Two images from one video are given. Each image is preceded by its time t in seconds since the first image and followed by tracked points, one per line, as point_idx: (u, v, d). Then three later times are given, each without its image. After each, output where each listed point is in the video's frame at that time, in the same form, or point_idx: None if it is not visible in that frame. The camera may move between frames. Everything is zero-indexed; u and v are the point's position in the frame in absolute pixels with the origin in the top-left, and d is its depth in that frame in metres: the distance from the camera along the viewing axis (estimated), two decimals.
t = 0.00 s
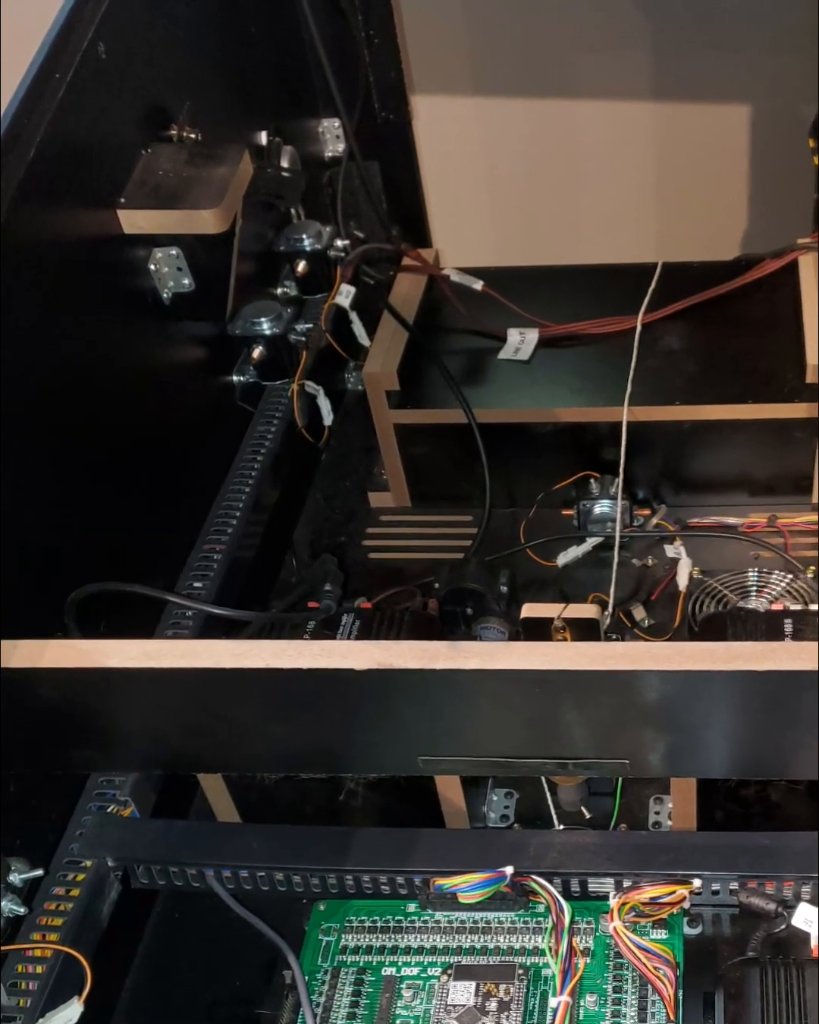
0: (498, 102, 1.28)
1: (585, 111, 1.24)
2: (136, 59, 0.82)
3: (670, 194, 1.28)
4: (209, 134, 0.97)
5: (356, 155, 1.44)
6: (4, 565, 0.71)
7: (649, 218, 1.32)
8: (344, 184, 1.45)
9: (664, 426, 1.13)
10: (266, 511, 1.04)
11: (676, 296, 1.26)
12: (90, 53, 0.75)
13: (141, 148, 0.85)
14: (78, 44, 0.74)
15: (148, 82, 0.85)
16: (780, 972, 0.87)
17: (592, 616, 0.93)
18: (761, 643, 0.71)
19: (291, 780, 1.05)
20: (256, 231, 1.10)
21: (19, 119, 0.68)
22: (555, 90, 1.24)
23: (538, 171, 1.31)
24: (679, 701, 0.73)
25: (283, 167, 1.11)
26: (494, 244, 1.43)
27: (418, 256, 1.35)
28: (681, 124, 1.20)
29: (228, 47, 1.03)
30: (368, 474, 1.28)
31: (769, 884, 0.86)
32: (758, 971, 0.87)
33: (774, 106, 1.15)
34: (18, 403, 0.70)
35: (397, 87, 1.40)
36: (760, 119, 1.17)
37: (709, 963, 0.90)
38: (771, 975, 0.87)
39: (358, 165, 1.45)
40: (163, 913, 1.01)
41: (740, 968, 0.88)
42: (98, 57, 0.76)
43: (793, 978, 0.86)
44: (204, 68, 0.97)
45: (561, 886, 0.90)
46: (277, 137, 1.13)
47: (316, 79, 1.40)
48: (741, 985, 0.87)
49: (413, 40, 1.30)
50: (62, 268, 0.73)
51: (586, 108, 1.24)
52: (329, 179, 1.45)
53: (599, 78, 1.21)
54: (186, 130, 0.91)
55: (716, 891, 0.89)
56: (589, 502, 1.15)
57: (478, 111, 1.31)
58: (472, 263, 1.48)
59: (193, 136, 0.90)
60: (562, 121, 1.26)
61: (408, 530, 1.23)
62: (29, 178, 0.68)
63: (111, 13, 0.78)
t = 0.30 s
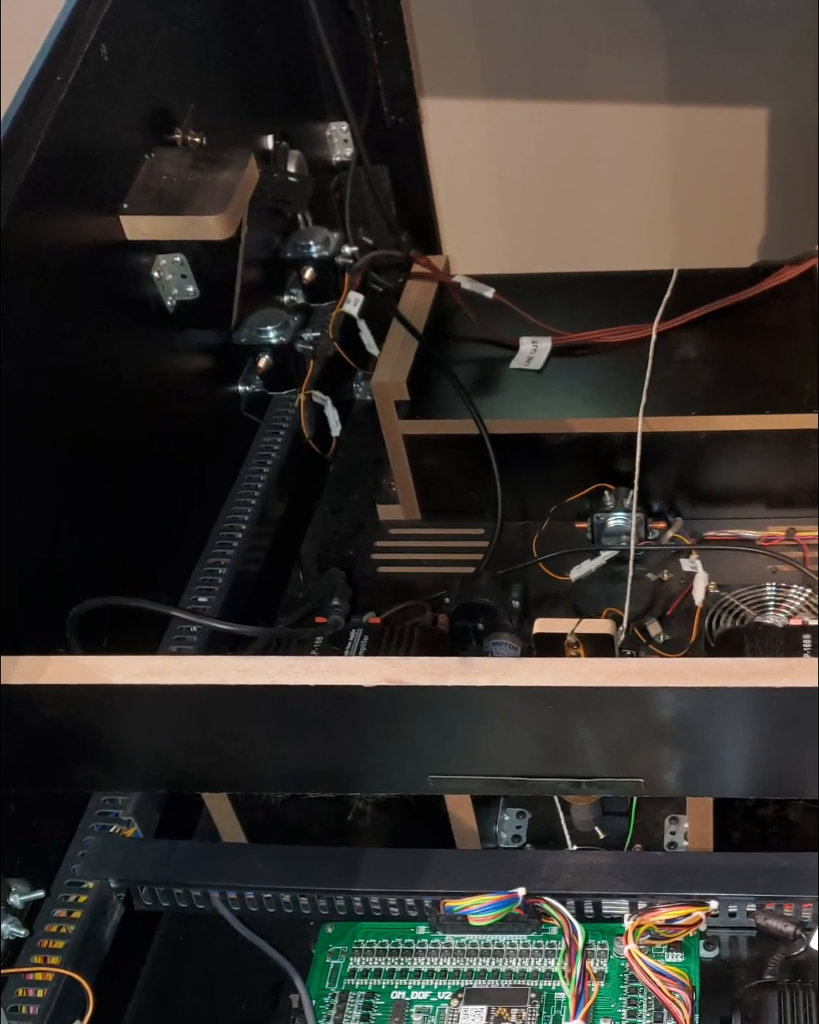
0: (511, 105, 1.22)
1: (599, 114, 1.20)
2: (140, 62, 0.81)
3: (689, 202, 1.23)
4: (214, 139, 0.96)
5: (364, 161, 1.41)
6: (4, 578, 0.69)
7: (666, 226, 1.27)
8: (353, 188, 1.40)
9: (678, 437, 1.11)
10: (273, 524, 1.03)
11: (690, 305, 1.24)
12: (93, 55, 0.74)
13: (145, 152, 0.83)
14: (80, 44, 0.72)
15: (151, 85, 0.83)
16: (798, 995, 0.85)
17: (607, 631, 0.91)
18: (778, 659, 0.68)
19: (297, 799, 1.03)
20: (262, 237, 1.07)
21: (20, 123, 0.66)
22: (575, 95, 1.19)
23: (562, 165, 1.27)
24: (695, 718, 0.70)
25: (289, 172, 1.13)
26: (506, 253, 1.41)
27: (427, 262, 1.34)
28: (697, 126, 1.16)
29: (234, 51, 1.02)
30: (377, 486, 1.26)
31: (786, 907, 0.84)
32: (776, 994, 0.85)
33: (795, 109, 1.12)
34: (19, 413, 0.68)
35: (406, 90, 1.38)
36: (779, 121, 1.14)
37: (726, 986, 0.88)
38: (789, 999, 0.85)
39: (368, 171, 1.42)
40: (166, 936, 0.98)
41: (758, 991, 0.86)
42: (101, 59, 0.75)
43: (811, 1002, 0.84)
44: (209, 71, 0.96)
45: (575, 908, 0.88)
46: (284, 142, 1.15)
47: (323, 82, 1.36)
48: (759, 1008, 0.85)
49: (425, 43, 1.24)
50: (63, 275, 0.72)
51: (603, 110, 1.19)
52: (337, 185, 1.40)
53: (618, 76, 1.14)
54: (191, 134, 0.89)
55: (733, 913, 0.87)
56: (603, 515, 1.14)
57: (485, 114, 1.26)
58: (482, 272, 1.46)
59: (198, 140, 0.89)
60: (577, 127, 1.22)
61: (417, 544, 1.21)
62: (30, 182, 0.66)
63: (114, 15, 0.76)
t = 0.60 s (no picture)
0: (526, 109, 1.34)
1: (613, 120, 1.33)
2: (143, 65, 0.80)
3: (706, 206, 1.39)
4: (219, 143, 0.95)
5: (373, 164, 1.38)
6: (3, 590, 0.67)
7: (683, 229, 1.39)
8: (361, 194, 1.38)
9: (693, 448, 1.09)
10: (279, 538, 1.01)
11: (705, 313, 1.23)
12: (95, 57, 0.72)
13: (149, 157, 0.82)
14: (82, 45, 0.71)
15: (155, 88, 0.82)
16: None
17: (622, 647, 0.89)
18: (797, 676, 0.66)
19: (305, 819, 1.01)
20: (268, 244, 1.07)
21: (21, 126, 0.65)
22: (587, 99, 1.31)
23: (571, 168, 1.39)
24: (712, 736, 0.68)
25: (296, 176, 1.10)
26: (517, 262, 1.49)
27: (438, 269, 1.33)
28: (712, 130, 1.32)
29: (240, 54, 1.01)
30: (386, 498, 1.25)
31: (804, 930, 0.81)
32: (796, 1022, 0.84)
33: (807, 108, 1.30)
34: (19, 424, 0.67)
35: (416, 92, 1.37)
36: (797, 121, 1.31)
37: (744, 1012, 0.85)
38: None
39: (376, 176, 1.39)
40: (170, 959, 0.96)
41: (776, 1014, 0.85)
42: (103, 62, 0.73)
43: None
44: (214, 74, 0.95)
45: (588, 931, 0.85)
46: (291, 145, 1.13)
47: (331, 86, 1.32)
48: None
49: (434, 49, 1.29)
50: (64, 284, 0.70)
51: (615, 115, 1.33)
52: (345, 191, 1.37)
53: (627, 84, 1.28)
54: (196, 138, 0.88)
55: (751, 935, 0.84)
56: (618, 527, 1.11)
57: (499, 119, 1.36)
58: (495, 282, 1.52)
59: (202, 144, 0.88)
60: (587, 129, 1.34)
61: (427, 557, 1.20)
62: (31, 188, 0.65)
63: (117, 17, 0.75)
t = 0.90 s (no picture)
0: (539, 112, 1.32)
1: (630, 122, 1.29)
2: (147, 67, 0.79)
3: (725, 212, 1.34)
4: (223, 148, 0.94)
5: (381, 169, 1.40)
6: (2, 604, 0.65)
7: (701, 235, 1.36)
8: (370, 199, 1.40)
9: (708, 459, 1.07)
10: (286, 552, 0.99)
11: (721, 323, 1.21)
12: (97, 59, 0.71)
13: (153, 162, 0.81)
14: (85, 47, 0.70)
15: (159, 92, 0.81)
16: None
17: (637, 664, 0.86)
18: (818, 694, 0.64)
19: (312, 839, 0.98)
20: (275, 251, 1.06)
21: (22, 129, 0.63)
22: (599, 100, 1.29)
23: (586, 176, 1.36)
24: (730, 755, 0.66)
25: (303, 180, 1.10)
26: (528, 267, 1.47)
27: (449, 276, 1.31)
28: (732, 134, 1.27)
29: (245, 56, 1.00)
30: (395, 511, 1.23)
31: None
32: None
33: None
34: (19, 433, 0.65)
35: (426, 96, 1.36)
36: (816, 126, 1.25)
37: None
38: None
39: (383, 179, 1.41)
40: (175, 982, 0.94)
41: None
42: (106, 63, 0.72)
43: None
44: (219, 77, 0.93)
45: (603, 954, 0.82)
46: (297, 150, 1.12)
47: (340, 89, 1.35)
48: None
49: (443, 46, 1.28)
50: (66, 292, 0.69)
51: (633, 117, 1.29)
52: (354, 195, 1.39)
53: (645, 87, 1.26)
54: (200, 142, 0.87)
55: (770, 960, 0.81)
56: (633, 541, 1.10)
57: (509, 124, 1.34)
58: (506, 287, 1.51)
59: (207, 148, 0.87)
60: (600, 135, 1.31)
61: (437, 571, 1.18)
62: (31, 193, 0.64)
63: (121, 19, 0.74)
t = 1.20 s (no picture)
0: (548, 116, 1.34)
1: (647, 127, 1.29)
2: (151, 70, 0.77)
3: (739, 214, 1.30)
4: (229, 153, 0.92)
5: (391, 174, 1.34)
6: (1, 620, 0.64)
7: (717, 238, 1.35)
8: (379, 205, 1.34)
9: (722, 470, 1.05)
10: (294, 566, 0.97)
11: (738, 332, 1.19)
12: (99, 62, 0.70)
13: (157, 167, 0.80)
14: (87, 49, 0.69)
15: (163, 95, 0.80)
16: None
17: (653, 682, 0.84)
18: None
19: (319, 862, 0.96)
20: (282, 258, 1.05)
21: (22, 134, 0.62)
22: (614, 103, 1.30)
23: (600, 181, 1.37)
24: (750, 776, 0.63)
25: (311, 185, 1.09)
26: (542, 271, 1.49)
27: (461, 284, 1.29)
28: (745, 138, 1.24)
29: (251, 60, 0.99)
30: (405, 525, 1.21)
31: None
32: None
33: None
34: (19, 445, 0.64)
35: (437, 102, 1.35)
36: None
37: None
38: None
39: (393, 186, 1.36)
40: (178, 1007, 0.92)
41: None
42: (108, 66, 0.71)
43: None
44: (225, 82, 0.92)
45: (618, 979, 0.80)
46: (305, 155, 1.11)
47: (347, 90, 1.27)
48: None
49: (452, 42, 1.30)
50: (67, 301, 0.68)
51: (646, 122, 1.29)
52: (362, 201, 1.33)
53: (665, 94, 1.26)
54: (206, 147, 0.86)
55: (790, 986, 0.78)
56: (649, 556, 1.08)
57: (521, 127, 1.36)
58: (519, 292, 1.53)
59: (212, 152, 0.85)
60: (616, 140, 1.32)
61: (450, 587, 1.17)
62: (32, 200, 0.63)
63: (124, 21, 0.73)
